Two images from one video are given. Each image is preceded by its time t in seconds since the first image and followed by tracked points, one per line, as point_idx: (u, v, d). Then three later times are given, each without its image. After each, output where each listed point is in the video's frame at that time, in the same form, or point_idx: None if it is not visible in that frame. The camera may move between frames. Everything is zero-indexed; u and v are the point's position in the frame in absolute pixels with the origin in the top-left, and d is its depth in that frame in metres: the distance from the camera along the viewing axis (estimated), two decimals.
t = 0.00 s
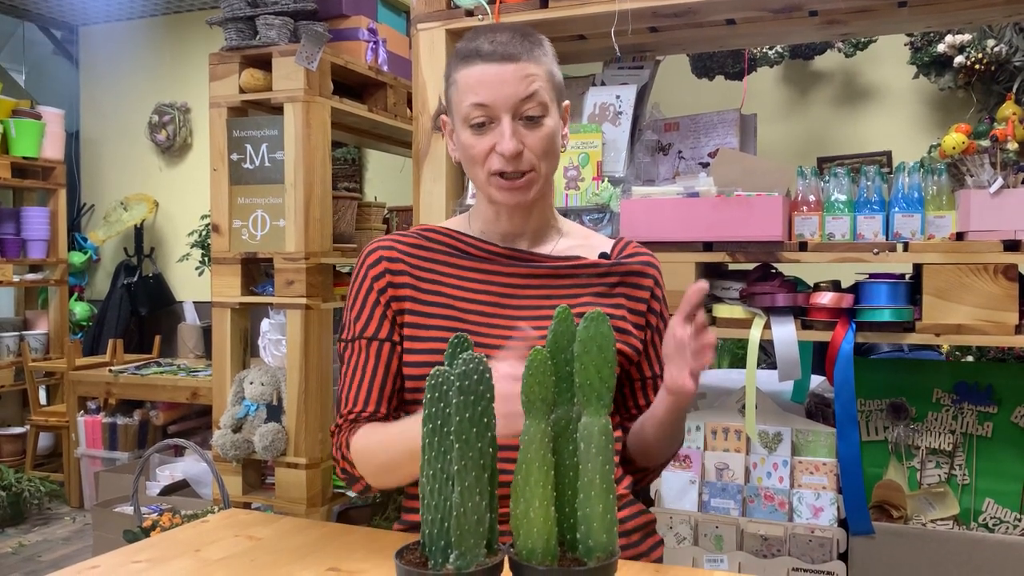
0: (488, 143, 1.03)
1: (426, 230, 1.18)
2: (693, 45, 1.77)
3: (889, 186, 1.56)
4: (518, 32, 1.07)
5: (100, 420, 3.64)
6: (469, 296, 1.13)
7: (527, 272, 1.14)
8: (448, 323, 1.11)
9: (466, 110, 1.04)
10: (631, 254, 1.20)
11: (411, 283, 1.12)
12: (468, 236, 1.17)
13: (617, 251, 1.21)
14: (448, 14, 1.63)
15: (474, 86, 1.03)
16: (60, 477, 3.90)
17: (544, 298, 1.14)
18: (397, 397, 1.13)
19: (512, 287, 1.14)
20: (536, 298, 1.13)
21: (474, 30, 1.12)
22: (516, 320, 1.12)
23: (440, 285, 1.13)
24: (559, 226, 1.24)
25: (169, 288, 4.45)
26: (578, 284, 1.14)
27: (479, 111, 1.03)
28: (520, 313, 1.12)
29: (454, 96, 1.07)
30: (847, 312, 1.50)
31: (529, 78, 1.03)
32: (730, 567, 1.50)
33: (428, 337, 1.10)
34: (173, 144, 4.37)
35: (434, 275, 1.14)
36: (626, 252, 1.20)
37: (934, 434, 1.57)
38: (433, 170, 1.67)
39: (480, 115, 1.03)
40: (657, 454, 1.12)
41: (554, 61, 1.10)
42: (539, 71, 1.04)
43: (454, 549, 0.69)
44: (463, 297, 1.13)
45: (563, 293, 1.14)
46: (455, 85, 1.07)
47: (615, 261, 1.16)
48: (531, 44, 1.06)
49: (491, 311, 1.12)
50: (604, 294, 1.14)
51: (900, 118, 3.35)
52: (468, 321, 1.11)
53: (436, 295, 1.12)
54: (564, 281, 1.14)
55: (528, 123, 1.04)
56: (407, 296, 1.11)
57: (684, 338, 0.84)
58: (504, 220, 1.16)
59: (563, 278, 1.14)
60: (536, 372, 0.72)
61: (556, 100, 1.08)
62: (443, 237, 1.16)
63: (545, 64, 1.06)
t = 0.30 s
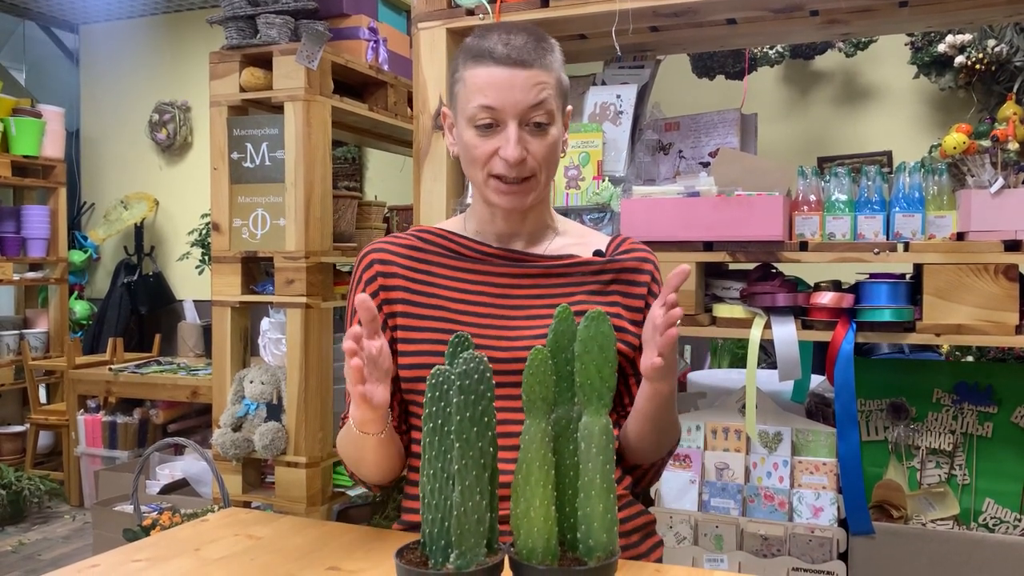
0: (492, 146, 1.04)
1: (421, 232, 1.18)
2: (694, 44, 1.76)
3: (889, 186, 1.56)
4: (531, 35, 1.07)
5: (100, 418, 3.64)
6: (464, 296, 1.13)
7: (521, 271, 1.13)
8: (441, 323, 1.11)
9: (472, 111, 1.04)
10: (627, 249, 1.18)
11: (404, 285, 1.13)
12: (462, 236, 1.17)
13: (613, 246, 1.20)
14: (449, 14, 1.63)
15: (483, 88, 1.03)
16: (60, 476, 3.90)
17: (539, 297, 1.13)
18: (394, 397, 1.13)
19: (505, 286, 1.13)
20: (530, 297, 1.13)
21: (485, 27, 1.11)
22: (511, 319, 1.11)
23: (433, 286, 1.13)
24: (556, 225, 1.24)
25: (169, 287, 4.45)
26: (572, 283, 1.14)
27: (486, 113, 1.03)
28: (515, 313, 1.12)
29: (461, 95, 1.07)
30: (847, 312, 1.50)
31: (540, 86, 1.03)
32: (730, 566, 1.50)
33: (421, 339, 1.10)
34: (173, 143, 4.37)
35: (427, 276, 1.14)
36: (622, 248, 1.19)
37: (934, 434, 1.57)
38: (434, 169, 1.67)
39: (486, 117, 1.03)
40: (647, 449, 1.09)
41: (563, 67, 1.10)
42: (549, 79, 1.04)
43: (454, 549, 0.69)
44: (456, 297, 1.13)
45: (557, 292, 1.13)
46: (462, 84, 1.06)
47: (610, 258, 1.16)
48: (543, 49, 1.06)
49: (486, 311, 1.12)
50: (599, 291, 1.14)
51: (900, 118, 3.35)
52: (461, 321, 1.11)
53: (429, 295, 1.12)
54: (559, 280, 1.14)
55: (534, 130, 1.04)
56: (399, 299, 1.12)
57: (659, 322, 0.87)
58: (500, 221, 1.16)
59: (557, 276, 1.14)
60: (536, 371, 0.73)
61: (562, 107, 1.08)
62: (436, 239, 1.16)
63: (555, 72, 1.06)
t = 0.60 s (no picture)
0: (501, 126, 1.04)
1: (414, 233, 1.18)
2: (695, 45, 1.76)
3: (890, 187, 1.56)
4: (555, 33, 1.10)
5: (100, 416, 3.64)
6: (458, 298, 1.13)
7: (515, 273, 1.13)
8: (435, 326, 1.11)
9: (488, 88, 1.05)
10: (622, 246, 1.19)
11: (397, 289, 1.13)
12: (456, 237, 1.17)
13: (608, 245, 1.20)
14: (450, 13, 1.63)
15: (504, 67, 1.04)
16: (60, 474, 3.90)
17: (533, 297, 1.13)
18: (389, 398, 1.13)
19: (499, 288, 1.13)
20: (524, 300, 1.13)
21: (512, 22, 1.14)
22: (505, 321, 1.11)
23: (427, 289, 1.13)
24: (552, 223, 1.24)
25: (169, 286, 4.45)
26: (566, 285, 1.14)
27: (501, 92, 1.04)
28: (509, 317, 1.12)
29: (477, 74, 1.08)
30: (847, 313, 1.50)
31: (557, 78, 1.05)
32: (730, 567, 1.50)
33: (416, 342, 1.10)
34: (173, 141, 4.37)
35: (420, 279, 1.14)
36: (617, 245, 1.19)
37: (934, 435, 1.57)
38: (434, 169, 1.67)
39: (500, 96, 1.04)
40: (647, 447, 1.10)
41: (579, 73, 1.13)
42: (566, 75, 1.06)
43: (454, 548, 0.69)
44: (450, 300, 1.13)
45: (553, 293, 1.13)
46: (481, 63, 1.07)
47: (604, 257, 1.15)
48: (567, 49, 1.09)
49: (481, 313, 1.12)
50: (594, 290, 1.14)
51: (900, 120, 3.35)
52: (455, 324, 1.11)
53: (422, 299, 1.12)
54: (553, 281, 1.14)
55: (544, 121, 1.05)
56: (391, 303, 1.12)
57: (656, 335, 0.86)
58: (493, 215, 1.16)
59: (551, 277, 1.14)
60: (536, 371, 0.73)
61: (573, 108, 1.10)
62: (429, 240, 1.16)
63: (572, 71, 1.08)
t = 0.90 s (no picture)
0: (506, 125, 1.04)
1: (417, 230, 1.17)
2: (696, 45, 1.76)
3: (890, 187, 1.56)
4: (573, 34, 1.08)
5: (100, 416, 3.64)
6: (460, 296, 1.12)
7: (518, 272, 1.13)
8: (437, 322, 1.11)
9: (497, 85, 1.04)
10: (625, 247, 1.19)
11: (400, 285, 1.12)
12: (459, 235, 1.17)
13: (611, 245, 1.20)
14: (450, 13, 1.63)
15: (514, 66, 1.03)
16: (60, 473, 3.90)
17: (536, 297, 1.13)
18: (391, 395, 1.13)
19: (502, 287, 1.13)
20: (526, 299, 1.13)
21: (533, 21, 1.13)
22: (507, 320, 1.11)
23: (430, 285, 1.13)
24: (556, 224, 1.23)
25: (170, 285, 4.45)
26: (569, 285, 1.14)
27: (509, 90, 1.04)
28: (510, 316, 1.12)
29: (489, 70, 1.08)
30: (847, 313, 1.50)
31: (568, 82, 1.04)
32: (730, 567, 1.50)
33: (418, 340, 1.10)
34: (173, 141, 4.37)
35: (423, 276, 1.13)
36: (620, 246, 1.19)
37: (935, 435, 1.57)
38: (435, 169, 1.66)
39: (508, 95, 1.04)
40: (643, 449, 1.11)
41: (594, 78, 1.12)
42: (578, 78, 1.05)
43: (454, 548, 0.69)
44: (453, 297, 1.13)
45: (555, 293, 1.13)
46: (495, 60, 1.07)
47: (607, 258, 1.15)
48: (582, 53, 1.08)
49: (483, 311, 1.12)
50: (596, 291, 1.14)
51: (901, 120, 3.35)
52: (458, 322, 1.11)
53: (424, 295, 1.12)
54: (556, 281, 1.14)
55: (550, 123, 1.04)
56: (394, 299, 1.12)
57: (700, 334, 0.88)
58: (498, 214, 1.16)
59: (554, 277, 1.14)
60: (537, 371, 0.73)
61: (584, 112, 1.09)
62: (434, 236, 1.16)
63: (586, 75, 1.07)
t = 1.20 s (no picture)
0: (508, 127, 1.04)
1: (421, 229, 1.17)
2: (695, 43, 1.76)
3: (890, 185, 1.56)
4: (573, 33, 1.08)
5: (100, 415, 3.64)
6: (462, 296, 1.12)
7: (521, 273, 1.13)
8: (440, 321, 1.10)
9: (498, 88, 1.04)
10: (628, 248, 1.19)
11: (404, 284, 1.12)
12: (462, 234, 1.17)
13: (613, 246, 1.20)
14: (450, 12, 1.62)
15: (515, 67, 1.03)
16: (59, 473, 3.90)
17: (538, 297, 1.13)
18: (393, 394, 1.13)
19: (504, 287, 1.13)
20: (529, 299, 1.13)
21: (532, 20, 1.13)
22: (509, 320, 1.11)
23: (432, 283, 1.13)
24: (559, 225, 1.23)
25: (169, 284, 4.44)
26: (571, 285, 1.13)
27: (511, 92, 1.03)
28: (512, 316, 1.12)
29: (490, 72, 1.08)
30: (847, 312, 1.50)
31: (570, 81, 1.04)
32: (729, 565, 1.50)
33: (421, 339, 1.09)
34: (173, 140, 4.37)
35: (426, 275, 1.13)
36: (623, 247, 1.19)
37: (934, 434, 1.57)
38: (435, 167, 1.66)
39: (510, 97, 1.04)
40: (653, 450, 1.09)
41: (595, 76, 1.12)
42: (579, 78, 1.05)
43: (454, 546, 0.69)
44: (455, 297, 1.12)
45: (557, 293, 1.13)
46: (496, 62, 1.07)
47: (610, 259, 1.15)
48: (583, 51, 1.08)
49: (485, 311, 1.12)
50: (600, 292, 1.14)
51: (900, 119, 3.35)
52: (462, 322, 1.11)
53: (426, 293, 1.12)
54: (559, 282, 1.14)
55: (553, 124, 1.04)
56: (397, 299, 1.11)
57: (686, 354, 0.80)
58: (501, 214, 1.16)
59: (557, 278, 1.14)
60: (537, 370, 0.73)
61: (586, 112, 1.09)
62: (437, 236, 1.15)
63: (587, 74, 1.07)
